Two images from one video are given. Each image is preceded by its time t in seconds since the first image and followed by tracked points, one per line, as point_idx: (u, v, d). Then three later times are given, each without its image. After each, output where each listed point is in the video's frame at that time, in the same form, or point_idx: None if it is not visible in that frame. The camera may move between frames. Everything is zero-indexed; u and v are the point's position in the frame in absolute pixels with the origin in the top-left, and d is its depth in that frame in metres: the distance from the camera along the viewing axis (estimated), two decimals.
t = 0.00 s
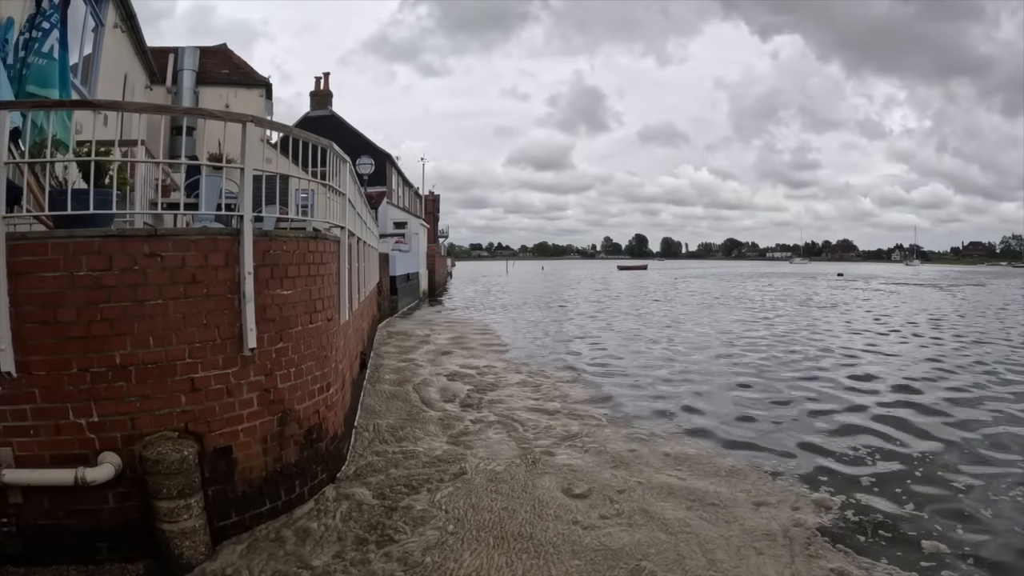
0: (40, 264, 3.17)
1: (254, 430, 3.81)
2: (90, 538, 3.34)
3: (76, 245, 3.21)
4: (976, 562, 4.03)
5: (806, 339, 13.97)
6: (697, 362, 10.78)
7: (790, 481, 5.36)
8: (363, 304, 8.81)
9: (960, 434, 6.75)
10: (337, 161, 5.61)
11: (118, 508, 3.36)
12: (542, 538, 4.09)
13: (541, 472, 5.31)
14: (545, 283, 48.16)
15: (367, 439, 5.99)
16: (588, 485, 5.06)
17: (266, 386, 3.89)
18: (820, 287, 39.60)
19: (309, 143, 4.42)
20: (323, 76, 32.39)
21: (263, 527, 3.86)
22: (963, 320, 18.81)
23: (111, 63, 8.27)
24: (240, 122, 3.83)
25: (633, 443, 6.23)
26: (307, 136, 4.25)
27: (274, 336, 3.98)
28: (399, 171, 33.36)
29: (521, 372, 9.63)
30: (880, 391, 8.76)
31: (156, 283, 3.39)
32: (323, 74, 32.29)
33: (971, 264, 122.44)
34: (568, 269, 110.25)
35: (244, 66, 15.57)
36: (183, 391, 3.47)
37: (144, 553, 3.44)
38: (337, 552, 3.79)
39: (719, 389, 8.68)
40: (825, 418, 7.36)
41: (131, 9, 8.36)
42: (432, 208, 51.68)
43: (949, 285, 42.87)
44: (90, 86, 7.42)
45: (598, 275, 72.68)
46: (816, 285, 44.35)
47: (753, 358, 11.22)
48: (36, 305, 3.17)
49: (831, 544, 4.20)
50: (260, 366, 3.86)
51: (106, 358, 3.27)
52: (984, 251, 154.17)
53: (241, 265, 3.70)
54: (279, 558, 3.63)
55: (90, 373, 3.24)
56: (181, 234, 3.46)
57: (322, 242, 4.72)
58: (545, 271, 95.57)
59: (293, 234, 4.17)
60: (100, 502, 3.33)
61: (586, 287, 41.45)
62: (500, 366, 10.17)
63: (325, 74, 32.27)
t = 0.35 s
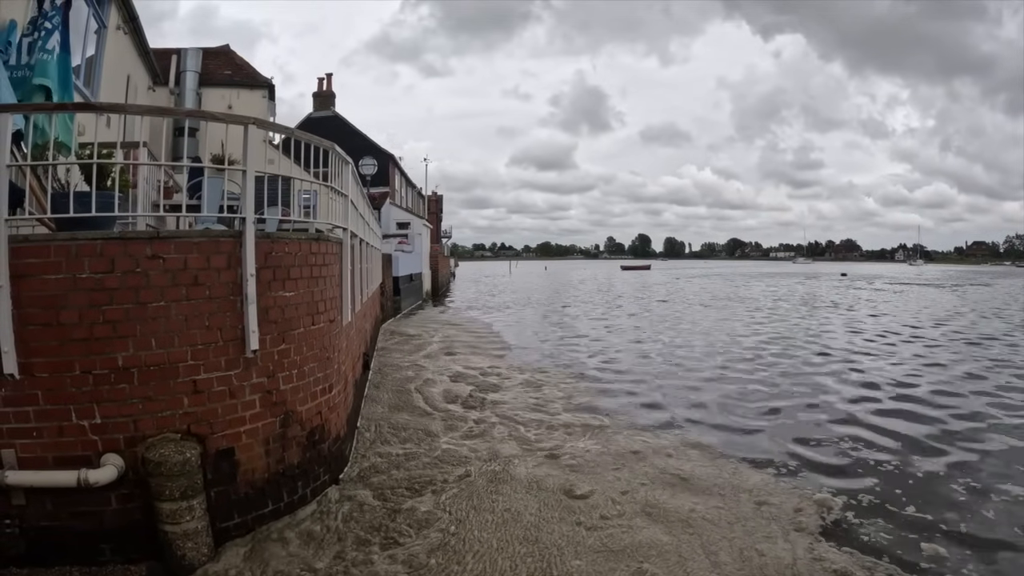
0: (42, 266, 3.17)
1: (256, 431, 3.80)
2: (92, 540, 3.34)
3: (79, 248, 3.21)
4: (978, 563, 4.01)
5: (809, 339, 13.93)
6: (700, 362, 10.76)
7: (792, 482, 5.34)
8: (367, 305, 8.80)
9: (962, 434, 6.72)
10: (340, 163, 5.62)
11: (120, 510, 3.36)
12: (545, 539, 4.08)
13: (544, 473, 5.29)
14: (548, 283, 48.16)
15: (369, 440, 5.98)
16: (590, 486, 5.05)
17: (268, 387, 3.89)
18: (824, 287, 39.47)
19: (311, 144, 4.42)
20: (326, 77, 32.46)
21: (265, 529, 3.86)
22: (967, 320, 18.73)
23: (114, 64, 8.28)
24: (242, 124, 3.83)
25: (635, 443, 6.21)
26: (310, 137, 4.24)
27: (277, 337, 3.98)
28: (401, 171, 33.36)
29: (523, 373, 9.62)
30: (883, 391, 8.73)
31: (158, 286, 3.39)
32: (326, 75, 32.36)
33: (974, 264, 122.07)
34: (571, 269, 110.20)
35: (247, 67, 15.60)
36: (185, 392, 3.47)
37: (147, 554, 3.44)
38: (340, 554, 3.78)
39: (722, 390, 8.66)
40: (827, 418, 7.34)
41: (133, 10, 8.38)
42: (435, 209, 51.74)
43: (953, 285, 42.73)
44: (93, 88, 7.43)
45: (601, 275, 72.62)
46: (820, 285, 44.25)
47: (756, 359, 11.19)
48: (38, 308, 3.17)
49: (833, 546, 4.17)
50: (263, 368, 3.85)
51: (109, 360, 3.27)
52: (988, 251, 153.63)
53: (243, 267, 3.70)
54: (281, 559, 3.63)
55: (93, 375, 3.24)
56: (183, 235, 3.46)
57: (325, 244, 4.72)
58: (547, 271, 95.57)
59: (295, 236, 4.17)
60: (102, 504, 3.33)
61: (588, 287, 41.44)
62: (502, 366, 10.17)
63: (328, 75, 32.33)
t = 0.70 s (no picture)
0: (44, 266, 3.17)
1: (258, 431, 3.80)
2: (94, 539, 3.34)
3: (80, 247, 3.20)
4: (981, 564, 3.99)
5: (813, 339, 13.88)
6: (703, 362, 10.74)
7: (796, 482, 5.32)
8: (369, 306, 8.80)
9: (967, 434, 6.68)
10: (342, 163, 5.61)
11: (122, 509, 3.36)
12: (548, 540, 4.07)
13: (546, 473, 5.28)
14: (551, 283, 48.09)
15: (371, 440, 5.97)
16: (593, 485, 5.04)
17: (270, 387, 3.89)
18: (829, 287, 39.23)
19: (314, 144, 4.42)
20: (329, 77, 32.49)
21: (266, 528, 3.85)
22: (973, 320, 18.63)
23: (116, 64, 8.29)
24: (245, 124, 3.82)
25: (639, 443, 6.19)
26: (312, 137, 4.23)
27: (278, 337, 3.97)
28: (403, 171, 33.36)
29: (526, 373, 9.61)
30: (887, 391, 8.69)
31: (160, 285, 3.39)
32: (329, 75, 32.39)
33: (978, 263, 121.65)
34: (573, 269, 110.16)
35: (250, 67, 15.62)
36: (187, 392, 3.47)
37: (148, 554, 3.44)
38: (341, 554, 3.77)
39: (725, 389, 8.64)
40: (831, 418, 7.31)
41: (136, 11, 8.39)
42: (438, 209, 51.77)
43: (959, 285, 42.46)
44: (96, 88, 7.45)
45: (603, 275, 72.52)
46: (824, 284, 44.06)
47: (759, 358, 11.16)
48: (39, 307, 3.17)
49: (837, 546, 4.16)
50: (265, 367, 3.85)
51: (110, 359, 3.26)
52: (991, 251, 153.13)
53: (245, 266, 3.69)
54: (283, 559, 3.62)
55: (94, 374, 3.24)
56: (185, 235, 3.45)
57: (326, 243, 4.70)
58: (549, 271, 95.61)
59: (297, 235, 4.16)
60: (104, 503, 3.33)
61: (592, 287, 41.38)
62: (505, 366, 10.16)
63: (331, 75, 32.37)
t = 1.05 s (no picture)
0: (46, 266, 3.16)
1: (260, 431, 3.79)
2: (96, 539, 3.34)
3: (82, 247, 3.20)
4: (986, 563, 3.97)
5: (815, 339, 13.83)
6: (705, 362, 10.71)
7: (799, 482, 5.29)
8: (371, 306, 8.81)
9: (972, 434, 6.64)
10: (344, 163, 5.60)
11: (124, 510, 3.35)
12: (551, 541, 4.05)
13: (549, 473, 5.27)
14: (553, 283, 48.01)
15: (373, 440, 5.96)
16: (597, 486, 5.02)
17: (272, 387, 3.88)
18: (833, 287, 39.04)
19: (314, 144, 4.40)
20: (331, 77, 32.51)
21: (269, 528, 3.85)
22: (976, 319, 18.55)
23: (118, 64, 8.28)
24: (245, 124, 3.80)
25: (642, 443, 6.17)
26: (313, 137, 4.22)
27: (281, 337, 3.96)
28: (405, 171, 33.36)
29: (528, 373, 9.59)
30: (891, 391, 8.65)
31: (161, 285, 3.38)
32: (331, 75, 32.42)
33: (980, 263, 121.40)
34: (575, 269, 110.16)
35: (252, 67, 15.62)
36: (189, 392, 3.46)
37: (149, 554, 3.43)
38: (345, 554, 3.77)
39: (728, 389, 8.61)
40: (834, 418, 7.28)
41: (137, 11, 8.38)
42: (440, 209, 51.80)
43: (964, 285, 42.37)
44: (98, 89, 7.44)
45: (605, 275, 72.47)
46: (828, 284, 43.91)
47: (762, 358, 11.13)
48: (41, 307, 3.16)
49: (841, 547, 4.13)
50: (267, 367, 3.84)
51: (112, 360, 3.26)
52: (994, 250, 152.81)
53: (247, 266, 3.68)
54: (286, 560, 3.61)
55: (96, 374, 3.23)
56: (186, 235, 3.44)
57: (328, 243, 4.69)
58: (551, 271, 95.63)
59: (299, 235, 4.14)
60: (106, 503, 3.32)
61: (595, 287, 41.30)
62: (507, 366, 10.14)
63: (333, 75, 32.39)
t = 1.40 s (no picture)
0: (46, 266, 3.15)
1: (262, 432, 3.78)
2: (97, 540, 3.32)
3: (83, 247, 3.19)
4: (990, 564, 3.95)
5: (817, 339, 13.80)
6: (708, 362, 10.69)
7: (803, 483, 5.28)
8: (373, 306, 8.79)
9: (975, 434, 6.63)
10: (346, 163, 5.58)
11: (125, 510, 3.34)
12: (554, 542, 4.04)
13: (551, 474, 5.25)
14: (554, 283, 48.03)
15: (375, 440, 5.95)
16: (600, 486, 5.01)
17: (274, 387, 3.86)
18: (835, 287, 38.99)
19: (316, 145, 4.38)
20: (332, 78, 32.52)
21: (271, 529, 3.84)
22: (979, 319, 18.51)
23: (119, 65, 8.27)
24: (247, 123, 3.79)
25: (645, 444, 6.16)
26: (315, 137, 4.20)
27: (282, 337, 3.95)
28: (408, 171, 33.37)
29: (530, 373, 9.56)
30: (894, 391, 8.63)
31: (163, 285, 3.37)
32: (332, 76, 32.43)
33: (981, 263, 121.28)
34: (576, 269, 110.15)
35: (253, 68, 15.61)
36: (190, 392, 3.45)
37: (150, 555, 3.42)
38: (347, 555, 3.75)
39: (730, 390, 8.59)
40: (837, 418, 7.27)
41: (138, 12, 8.37)
42: (441, 209, 51.79)
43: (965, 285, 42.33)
44: (99, 89, 7.43)
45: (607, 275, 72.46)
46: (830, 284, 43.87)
47: (764, 358, 11.11)
48: (41, 308, 3.15)
49: (845, 548, 4.11)
50: (268, 368, 3.83)
51: (113, 360, 3.25)
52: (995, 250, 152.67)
53: (248, 266, 3.67)
54: (288, 561, 3.60)
55: (97, 375, 3.22)
56: (188, 235, 3.43)
57: (330, 243, 4.68)
58: (552, 271, 95.64)
59: (300, 234, 4.13)
60: (107, 504, 3.31)
61: (596, 288, 41.31)
62: (510, 366, 10.13)
63: (334, 76, 32.41)
